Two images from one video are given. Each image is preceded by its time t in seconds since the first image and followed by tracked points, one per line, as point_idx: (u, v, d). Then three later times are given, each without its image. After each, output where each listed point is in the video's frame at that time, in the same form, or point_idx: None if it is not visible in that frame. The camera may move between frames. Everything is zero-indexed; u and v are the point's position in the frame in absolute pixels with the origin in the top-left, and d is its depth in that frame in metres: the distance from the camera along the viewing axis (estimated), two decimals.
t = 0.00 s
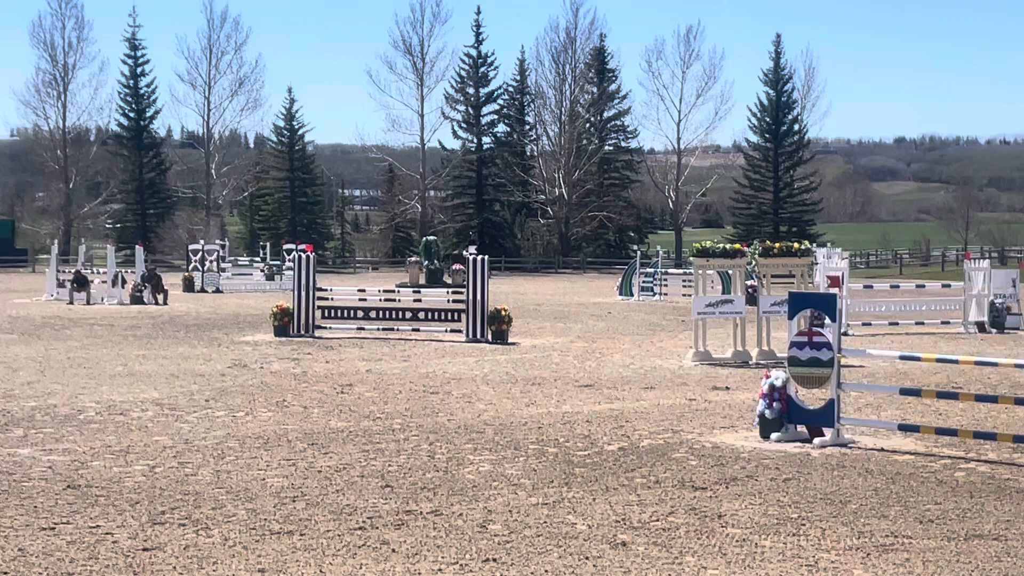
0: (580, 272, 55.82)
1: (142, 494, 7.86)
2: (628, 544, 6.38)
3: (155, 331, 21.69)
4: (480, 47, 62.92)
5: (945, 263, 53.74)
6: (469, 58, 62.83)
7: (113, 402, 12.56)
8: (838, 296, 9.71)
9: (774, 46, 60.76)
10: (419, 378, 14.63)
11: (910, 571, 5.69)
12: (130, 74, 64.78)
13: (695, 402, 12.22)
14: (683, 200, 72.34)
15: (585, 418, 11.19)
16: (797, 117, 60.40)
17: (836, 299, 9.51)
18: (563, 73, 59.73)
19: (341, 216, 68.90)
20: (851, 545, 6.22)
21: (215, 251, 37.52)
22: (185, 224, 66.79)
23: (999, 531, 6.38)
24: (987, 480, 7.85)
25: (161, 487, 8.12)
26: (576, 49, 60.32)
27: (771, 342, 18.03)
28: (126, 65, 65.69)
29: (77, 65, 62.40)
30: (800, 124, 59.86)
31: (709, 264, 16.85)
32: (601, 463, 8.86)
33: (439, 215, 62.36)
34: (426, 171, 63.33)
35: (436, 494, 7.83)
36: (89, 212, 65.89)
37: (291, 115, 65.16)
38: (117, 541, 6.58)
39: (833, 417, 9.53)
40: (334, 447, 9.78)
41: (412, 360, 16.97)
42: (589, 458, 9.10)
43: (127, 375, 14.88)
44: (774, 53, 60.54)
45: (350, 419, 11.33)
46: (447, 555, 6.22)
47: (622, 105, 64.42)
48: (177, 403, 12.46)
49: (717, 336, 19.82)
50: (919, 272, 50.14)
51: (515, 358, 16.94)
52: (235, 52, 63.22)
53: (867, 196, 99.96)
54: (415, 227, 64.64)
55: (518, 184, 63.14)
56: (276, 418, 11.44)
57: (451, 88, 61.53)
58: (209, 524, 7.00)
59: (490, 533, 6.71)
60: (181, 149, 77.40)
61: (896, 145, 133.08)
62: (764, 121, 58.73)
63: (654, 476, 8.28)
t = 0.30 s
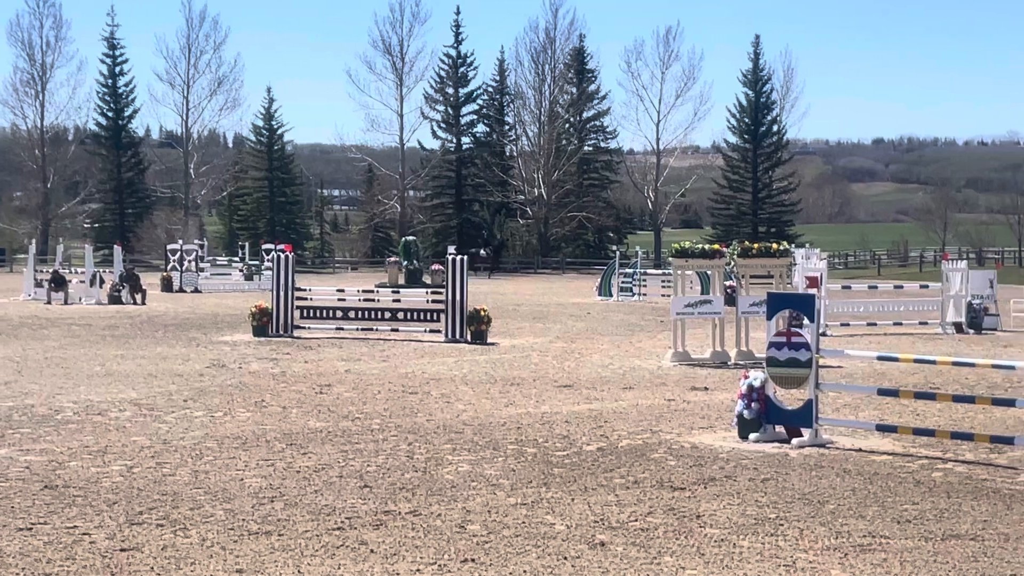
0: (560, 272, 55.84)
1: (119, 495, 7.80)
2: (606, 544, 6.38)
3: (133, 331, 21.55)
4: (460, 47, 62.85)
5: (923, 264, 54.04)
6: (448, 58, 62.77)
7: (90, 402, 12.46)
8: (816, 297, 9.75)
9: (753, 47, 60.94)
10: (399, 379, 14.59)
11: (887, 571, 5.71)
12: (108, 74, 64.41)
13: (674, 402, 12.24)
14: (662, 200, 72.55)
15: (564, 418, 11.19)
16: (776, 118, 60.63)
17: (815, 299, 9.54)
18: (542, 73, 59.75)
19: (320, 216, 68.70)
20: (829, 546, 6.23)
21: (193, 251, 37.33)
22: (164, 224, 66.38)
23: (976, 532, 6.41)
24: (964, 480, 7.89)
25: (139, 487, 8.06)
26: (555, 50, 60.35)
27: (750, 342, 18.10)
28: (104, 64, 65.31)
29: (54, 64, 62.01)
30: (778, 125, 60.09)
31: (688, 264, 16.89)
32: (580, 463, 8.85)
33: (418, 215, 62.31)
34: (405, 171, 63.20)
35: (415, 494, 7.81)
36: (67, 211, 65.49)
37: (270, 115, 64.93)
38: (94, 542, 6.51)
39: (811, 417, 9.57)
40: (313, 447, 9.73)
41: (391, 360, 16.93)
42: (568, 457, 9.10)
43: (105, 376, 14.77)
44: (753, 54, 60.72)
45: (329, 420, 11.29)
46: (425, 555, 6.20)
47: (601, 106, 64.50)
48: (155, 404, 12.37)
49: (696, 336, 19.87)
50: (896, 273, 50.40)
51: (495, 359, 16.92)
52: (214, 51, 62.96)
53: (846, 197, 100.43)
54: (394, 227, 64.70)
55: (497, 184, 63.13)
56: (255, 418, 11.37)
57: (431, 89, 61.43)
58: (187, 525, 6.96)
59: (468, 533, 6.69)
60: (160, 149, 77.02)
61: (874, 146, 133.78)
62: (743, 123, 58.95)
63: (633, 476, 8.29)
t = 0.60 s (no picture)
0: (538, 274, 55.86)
1: (95, 496, 7.72)
2: (583, 545, 6.37)
3: (109, 331, 21.39)
4: (437, 48, 62.76)
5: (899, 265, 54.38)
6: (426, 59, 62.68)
7: (66, 402, 12.35)
8: (793, 299, 9.78)
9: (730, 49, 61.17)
10: (376, 380, 14.53)
11: (863, 571, 5.73)
12: (84, 74, 63.96)
13: (650, 404, 12.25)
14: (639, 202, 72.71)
15: (541, 420, 11.17)
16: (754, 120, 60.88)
17: (791, 301, 9.58)
18: (520, 74, 59.82)
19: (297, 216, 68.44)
20: (805, 546, 6.25)
21: (170, 251, 37.11)
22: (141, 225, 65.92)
23: (950, 532, 6.45)
24: (939, 481, 7.94)
25: (115, 488, 7.98)
26: (533, 51, 60.39)
27: (727, 344, 18.16)
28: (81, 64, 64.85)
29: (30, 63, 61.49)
30: (755, 127, 60.36)
31: (665, 265, 16.91)
32: (557, 464, 8.84)
33: (396, 216, 62.25)
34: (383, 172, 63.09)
35: (391, 495, 7.78)
36: (43, 212, 64.93)
37: (248, 115, 64.65)
38: (70, 543, 6.45)
39: (788, 418, 9.59)
40: (289, 447, 9.68)
41: (368, 361, 16.87)
42: (544, 458, 9.11)
43: (81, 376, 14.64)
44: (729, 55, 60.96)
45: (305, 420, 11.23)
46: (401, 556, 6.18)
47: (579, 107, 64.58)
48: (131, 404, 12.27)
49: (673, 337, 19.92)
50: (873, 274, 50.69)
51: (471, 360, 16.89)
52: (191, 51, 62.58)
53: (822, 198, 100.96)
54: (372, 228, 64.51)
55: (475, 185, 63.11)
56: (231, 418, 11.29)
57: (408, 89, 61.31)
58: (163, 525, 6.90)
59: (444, 534, 6.67)
60: (135, 149, 76.54)
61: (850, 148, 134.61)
62: (720, 124, 59.21)
63: (609, 477, 8.29)
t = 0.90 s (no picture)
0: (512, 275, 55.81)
1: (67, 498, 7.63)
2: (556, 547, 6.35)
3: (80, 333, 21.17)
4: (412, 49, 62.61)
5: (871, 268, 54.76)
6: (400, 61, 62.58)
7: (36, 404, 12.19)
8: (765, 301, 9.81)
9: (704, 52, 61.42)
10: (349, 382, 14.45)
11: (836, 574, 5.75)
12: (57, 74, 63.37)
13: (624, 405, 12.25)
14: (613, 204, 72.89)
15: (514, 421, 11.14)
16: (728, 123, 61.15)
17: (764, 303, 9.61)
18: (494, 76, 59.84)
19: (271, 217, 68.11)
20: (778, 547, 6.26)
21: (143, 252, 36.81)
22: (114, 226, 65.36)
23: (923, 534, 6.47)
24: (911, 483, 7.98)
25: (86, 491, 7.89)
26: (507, 53, 60.42)
27: (701, 345, 18.20)
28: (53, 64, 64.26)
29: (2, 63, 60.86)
30: (729, 129, 60.63)
31: (638, 268, 16.95)
32: (530, 466, 8.82)
33: (370, 217, 62.11)
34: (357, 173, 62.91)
35: (364, 497, 7.74)
36: (14, 212, 64.24)
37: (222, 116, 64.26)
38: (41, 545, 6.37)
39: (759, 421, 9.62)
40: (262, 450, 9.60)
41: (341, 362, 16.78)
42: (518, 460, 9.09)
43: (53, 378, 14.47)
44: (703, 58, 61.21)
45: (279, 422, 11.15)
46: (374, 558, 6.14)
47: (553, 109, 64.65)
48: (103, 406, 12.14)
49: (646, 339, 19.96)
50: (845, 277, 51.02)
51: (445, 362, 16.84)
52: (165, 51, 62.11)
53: (795, 201, 101.48)
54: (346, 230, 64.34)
55: (449, 187, 63.06)
56: (204, 421, 11.19)
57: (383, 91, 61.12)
58: (135, 528, 6.82)
59: (418, 536, 6.63)
60: (108, 150, 75.96)
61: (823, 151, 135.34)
62: (694, 127, 59.44)
63: (582, 479, 8.27)
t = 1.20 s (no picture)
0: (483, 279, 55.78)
1: (34, 501, 7.54)
2: (525, 550, 6.34)
3: (47, 336, 20.93)
4: (383, 52, 62.46)
5: (839, 272, 55.10)
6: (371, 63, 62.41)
7: (4, 408, 12.03)
8: (735, 305, 9.85)
9: (674, 56, 61.63)
10: (319, 385, 14.38)
11: None
12: (26, 76, 62.76)
13: (593, 409, 12.25)
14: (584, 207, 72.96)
15: (484, 425, 11.11)
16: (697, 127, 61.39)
17: (734, 307, 9.66)
18: (465, 79, 59.83)
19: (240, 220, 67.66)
20: (745, 551, 6.28)
21: (112, 255, 36.47)
22: (82, 229, 64.71)
23: (890, 537, 6.51)
24: (878, 487, 8.02)
25: (53, 494, 7.80)
26: (478, 56, 60.44)
27: (670, 349, 18.25)
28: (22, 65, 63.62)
29: None
30: (699, 133, 60.88)
31: (608, 271, 16.96)
32: (499, 470, 8.80)
33: (340, 221, 61.92)
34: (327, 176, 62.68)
35: (333, 500, 7.70)
36: None
37: (192, 118, 63.82)
38: (7, 549, 6.29)
39: (729, 424, 9.62)
40: (231, 453, 9.52)
41: (310, 366, 16.68)
42: (487, 463, 9.07)
43: (20, 381, 14.30)
44: (673, 62, 61.42)
45: (247, 425, 11.07)
46: (342, 562, 6.10)
47: (524, 113, 64.68)
48: (70, 409, 12.00)
49: (616, 343, 19.99)
50: (814, 281, 51.30)
51: (415, 365, 16.79)
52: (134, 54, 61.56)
53: (765, 205, 102.01)
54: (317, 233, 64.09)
55: (419, 191, 62.96)
56: (172, 423, 11.09)
57: (353, 94, 60.93)
58: (102, 531, 6.75)
59: (386, 539, 6.59)
60: (77, 152, 75.24)
61: (792, 156, 136.26)
62: (664, 131, 59.65)
63: (551, 483, 8.26)
